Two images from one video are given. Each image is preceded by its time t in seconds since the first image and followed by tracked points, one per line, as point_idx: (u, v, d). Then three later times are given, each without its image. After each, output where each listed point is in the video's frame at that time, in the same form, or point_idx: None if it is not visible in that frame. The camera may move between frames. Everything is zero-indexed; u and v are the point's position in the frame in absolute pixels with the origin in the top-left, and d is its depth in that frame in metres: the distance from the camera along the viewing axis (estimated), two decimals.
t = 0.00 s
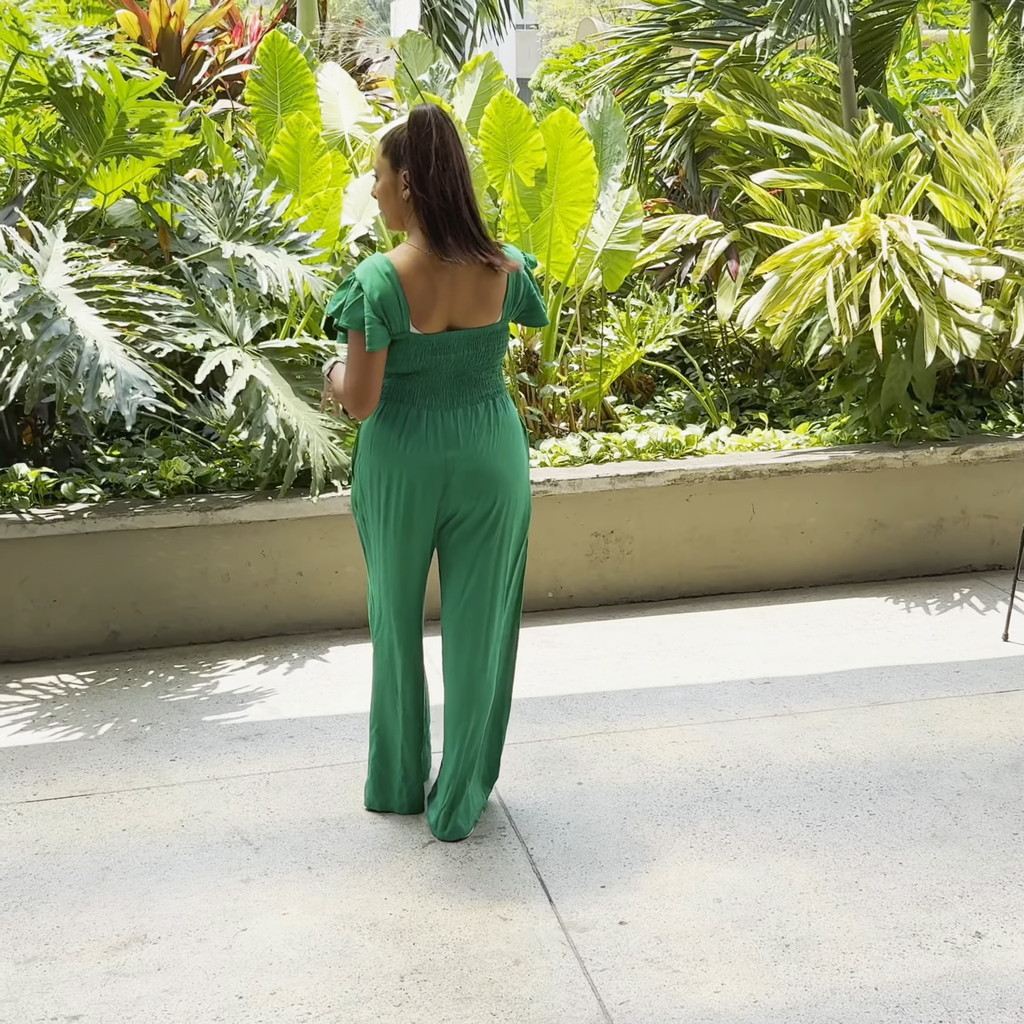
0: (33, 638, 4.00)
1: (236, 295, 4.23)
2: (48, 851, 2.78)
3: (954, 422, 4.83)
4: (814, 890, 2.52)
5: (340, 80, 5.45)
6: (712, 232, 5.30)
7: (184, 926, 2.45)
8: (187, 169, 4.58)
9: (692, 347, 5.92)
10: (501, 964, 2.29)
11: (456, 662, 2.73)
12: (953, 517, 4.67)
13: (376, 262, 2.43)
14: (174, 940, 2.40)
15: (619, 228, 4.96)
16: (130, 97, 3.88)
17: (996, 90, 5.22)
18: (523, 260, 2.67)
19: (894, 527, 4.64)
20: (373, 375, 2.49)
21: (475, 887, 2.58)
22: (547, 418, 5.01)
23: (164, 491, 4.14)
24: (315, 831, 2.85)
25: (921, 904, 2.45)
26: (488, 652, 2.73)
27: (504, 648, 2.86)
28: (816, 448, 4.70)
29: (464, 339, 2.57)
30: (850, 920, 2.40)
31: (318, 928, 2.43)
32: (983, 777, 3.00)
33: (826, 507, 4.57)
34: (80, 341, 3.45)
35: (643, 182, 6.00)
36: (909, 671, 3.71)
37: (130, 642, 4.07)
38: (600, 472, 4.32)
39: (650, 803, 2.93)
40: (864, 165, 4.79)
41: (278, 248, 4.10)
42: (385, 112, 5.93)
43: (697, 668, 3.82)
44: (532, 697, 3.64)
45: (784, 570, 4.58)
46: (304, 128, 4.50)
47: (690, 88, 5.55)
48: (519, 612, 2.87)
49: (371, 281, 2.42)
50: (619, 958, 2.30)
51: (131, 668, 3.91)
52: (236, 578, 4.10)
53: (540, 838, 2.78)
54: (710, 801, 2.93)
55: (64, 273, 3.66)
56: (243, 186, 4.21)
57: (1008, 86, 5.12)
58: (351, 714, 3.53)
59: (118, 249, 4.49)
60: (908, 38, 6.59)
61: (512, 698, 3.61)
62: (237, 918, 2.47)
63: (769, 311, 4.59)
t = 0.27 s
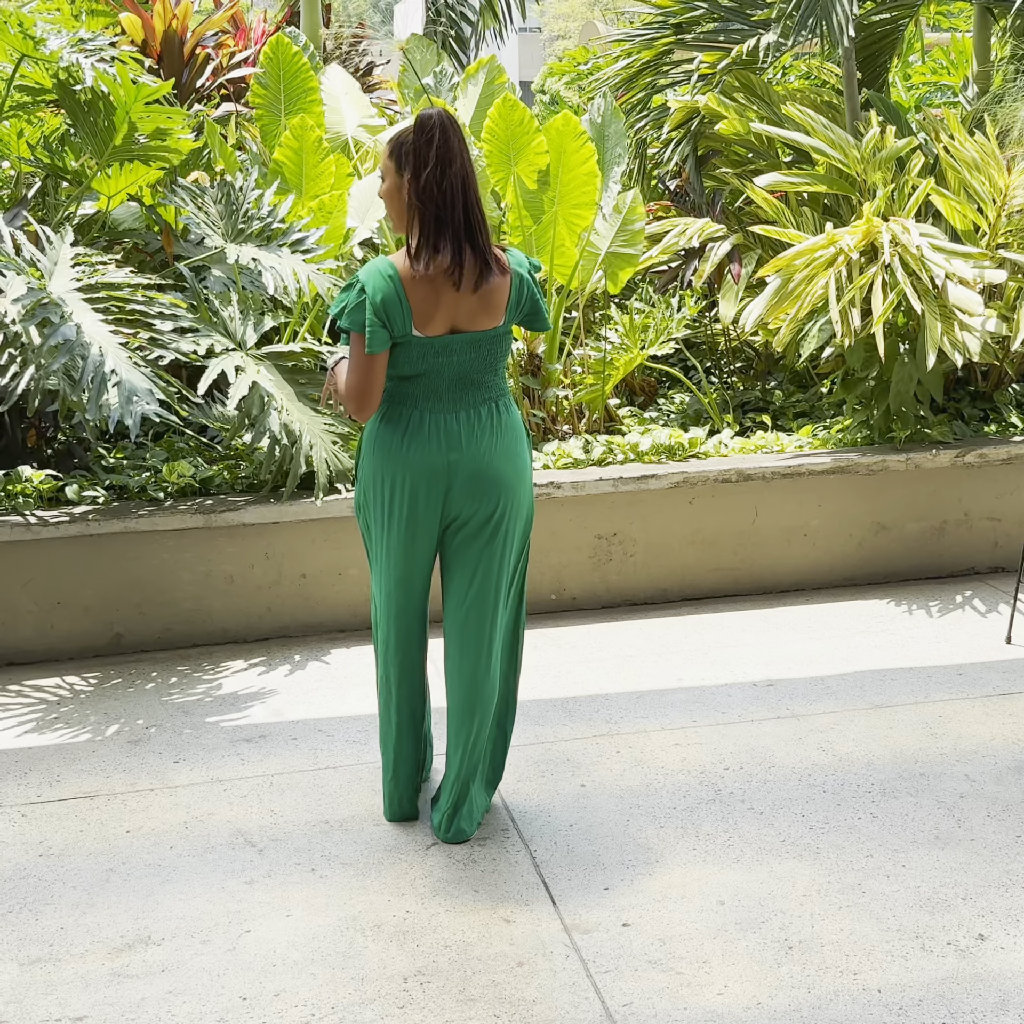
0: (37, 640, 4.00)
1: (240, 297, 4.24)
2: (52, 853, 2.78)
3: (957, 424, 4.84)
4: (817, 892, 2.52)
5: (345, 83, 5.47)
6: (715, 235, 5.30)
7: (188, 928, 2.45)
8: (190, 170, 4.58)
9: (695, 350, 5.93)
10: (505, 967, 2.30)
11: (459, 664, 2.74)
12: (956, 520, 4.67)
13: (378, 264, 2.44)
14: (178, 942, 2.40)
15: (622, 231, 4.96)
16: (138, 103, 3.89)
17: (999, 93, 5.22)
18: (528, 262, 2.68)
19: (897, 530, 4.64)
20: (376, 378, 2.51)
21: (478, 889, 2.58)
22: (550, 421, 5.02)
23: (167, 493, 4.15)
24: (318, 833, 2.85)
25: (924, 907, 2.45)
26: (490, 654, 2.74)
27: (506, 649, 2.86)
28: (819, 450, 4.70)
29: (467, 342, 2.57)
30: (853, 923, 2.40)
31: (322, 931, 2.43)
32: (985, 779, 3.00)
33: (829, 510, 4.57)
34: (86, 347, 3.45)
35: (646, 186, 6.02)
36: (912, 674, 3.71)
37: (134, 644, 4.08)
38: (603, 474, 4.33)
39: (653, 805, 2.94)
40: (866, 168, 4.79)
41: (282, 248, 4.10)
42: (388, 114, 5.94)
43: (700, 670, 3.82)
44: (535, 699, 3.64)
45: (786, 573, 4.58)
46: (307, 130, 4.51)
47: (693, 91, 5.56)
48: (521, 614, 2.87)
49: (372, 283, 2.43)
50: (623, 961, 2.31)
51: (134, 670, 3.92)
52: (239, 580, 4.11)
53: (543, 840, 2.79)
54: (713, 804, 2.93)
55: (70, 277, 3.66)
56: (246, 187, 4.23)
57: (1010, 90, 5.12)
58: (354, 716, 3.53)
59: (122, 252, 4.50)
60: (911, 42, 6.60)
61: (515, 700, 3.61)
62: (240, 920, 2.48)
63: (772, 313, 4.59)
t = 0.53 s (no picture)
0: (41, 643, 4.01)
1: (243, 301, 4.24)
2: (56, 855, 2.79)
3: (960, 428, 4.84)
4: (820, 895, 2.52)
5: (348, 87, 5.47)
6: (718, 239, 5.28)
7: (192, 931, 2.46)
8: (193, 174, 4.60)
9: (698, 353, 5.93)
10: (508, 969, 2.30)
11: (462, 668, 2.74)
12: (959, 523, 4.67)
13: (380, 270, 2.46)
14: (182, 944, 2.40)
15: (622, 235, 4.97)
16: (142, 107, 3.92)
17: (1003, 97, 5.22)
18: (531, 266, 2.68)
19: (900, 533, 4.64)
20: (379, 384, 2.51)
21: (481, 892, 2.58)
22: (553, 424, 5.02)
23: (171, 497, 4.16)
24: (322, 835, 2.85)
25: (927, 910, 2.45)
26: (493, 658, 2.74)
27: (510, 653, 2.87)
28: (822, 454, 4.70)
29: (469, 347, 2.58)
30: (856, 926, 2.40)
31: (325, 933, 2.44)
32: (988, 783, 3.00)
33: (832, 513, 4.57)
34: (89, 355, 3.47)
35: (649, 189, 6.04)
36: (915, 677, 3.71)
37: (138, 647, 4.08)
38: (606, 478, 4.33)
39: (657, 808, 2.94)
40: (870, 172, 4.79)
41: (285, 253, 4.11)
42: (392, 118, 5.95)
43: (703, 673, 3.82)
44: (538, 702, 3.65)
45: (790, 577, 4.58)
46: (308, 134, 4.52)
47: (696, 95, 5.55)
48: (525, 618, 2.88)
49: (375, 288, 2.44)
50: (626, 964, 2.31)
51: (138, 673, 3.93)
52: (243, 583, 4.11)
53: (547, 843, 2.79)
54: (716, 807, 2.93)
55: (76, 284, 3.68)
56: (250, 192, 4.24)
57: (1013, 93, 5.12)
58: (357, 719, 3.54)
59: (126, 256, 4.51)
60: (914, 46, 6.60)
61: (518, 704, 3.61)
62: (244, 923, 2.48)
63: (775, 317, 4.60)
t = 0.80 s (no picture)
0: (43, 645, 4.02)
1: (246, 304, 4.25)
2: (58, 857, 2.79)
3: (962, 430, 4.84)
4: (822, 898, 2.52)
5: (351, 91, 5.49)
6: (720, 241, 5.30)
7: (194, 933, 2.46)
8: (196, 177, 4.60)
9: (700, 356, 5.94)
10: (509, 972, 2.30)
11: (465, 670, 2.74)
12: (961, 525, 4.67)
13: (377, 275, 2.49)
14: (184, 946, 2.41)
15: (630, 239, 4.99)
16: (143, 109, 3.91)
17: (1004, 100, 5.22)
18: (530, 269, 2.67)
19: (902, 536, 4.64)
20: (380, 387, 2.54)
21: (483, 894, 2.58)
22: (555, 426, 5.03)
23: (173, 498, 4.17)
24: (324, 837, 2.86)
25: (929, 912, 2.45)
26: (495, 660, 2.75)
27: (513, 655, 2.87)
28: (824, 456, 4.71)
29: (470, 349, 2.58)
30: (857, 929, 2.40)
31: (327, 935, 2.44)
32: (990, 786, 3.00)
33: (834, 516, 4.57)
34: (91, 361, 3.47)
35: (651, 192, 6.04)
36: (917, 680, 3.71)
37: (140, 649, 4.09)
38: (608, 480, 4.33)
39: (658, 810, 2.94)
40: (872, 176, 4.79)
41: (289, 257, 4.12)
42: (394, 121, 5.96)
43: (704, 676, 3.83)
44: (540, 704, 3.65)
45: (792, 579, 4.58)
46: (309, 138, 4.53)
47: (698, 99, 5.55)
48: (528, 620, 2.88)
49: (372, 292, 2.48)
50: (628, 966, 2.31)
51: (140, 675, 3.93)
52: (245, 585, 4.12)
53: (548, 846, 2.79)
54: (718, 810, 2.93)
55: (78, 290, 3.67)
56: (254, 196, 4.25)
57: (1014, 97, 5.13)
58: (359, 721, 3.54)
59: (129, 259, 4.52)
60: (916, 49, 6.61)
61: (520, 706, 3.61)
62: (246, 925, 2.48)
63: (778, 320, 4.60)
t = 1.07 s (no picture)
0: (45, 647, 4.02)
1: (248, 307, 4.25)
2: (60, 859, 2.80)
3: (964, 433, 4.84)
4: (823, 900, 2.52)
5: (353, 94, 5.51)
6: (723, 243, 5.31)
7: (196, 935, 2.46)
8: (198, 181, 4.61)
9: (702, 358, 5.94)
10: (511, 974, 2.30)
11: (466, 673, 2.74)
12: (963, 528, 4.67)
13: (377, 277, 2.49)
14: (186, 948, 2.41)
15: (633, 244, 4.99)
16: (146, 112, 3.92)
17: (1006, 103, 5.23)
18: (531, 270, 2.67)
19: (904, 538, 4.64)
20: (380, 389, 2.55)
21: (485, 897, 2.58)
22: (557, 429, 5.04)
23: (176, 501, 4.17)
24: (326, 839, 2.86)
25: (930, 915, 2.45)
26: (497, 662, 2.75)
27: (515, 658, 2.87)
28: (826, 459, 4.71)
29: (470, 353, 2.59)
30: (859, 931, 2.40)
31: (328, 937, 2.44)
32: (992, 788, 3.00)
33: (836, 518, 4.57)
34: (94, 364, 3.48)
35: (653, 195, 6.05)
36: (919, 683, 3.70)
37: (142, 651, 4.09)
38: (610, 482, 4.34)
39: (660, 812, 2.94)
40: (873, 178, 4.81)
41: (292, 261, 4.13)
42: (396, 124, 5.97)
43: (706, 678, 3.83)
44: (542, 707, 3.65)
45: (794, 582, 4.58)
46: (312, 140, 4.53)
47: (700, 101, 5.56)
48: (530, 622, 2.88)
49: (372, 294, 2.48)
50: (629, 968, 2.31)
51: (142, 677, 3.94)
52: (247, 587, 4.12)
53: (550, 848, 2.79)
54: (720, 812, 2.93)
55: (81, 293, 3.68)
56: (257, 199, 4.25)
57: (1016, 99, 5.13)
58: (361, 723, 3.54)
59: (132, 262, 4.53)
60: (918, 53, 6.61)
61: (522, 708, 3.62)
62: (248, 927, 2.48)
63: (780, 322, 4.60)
